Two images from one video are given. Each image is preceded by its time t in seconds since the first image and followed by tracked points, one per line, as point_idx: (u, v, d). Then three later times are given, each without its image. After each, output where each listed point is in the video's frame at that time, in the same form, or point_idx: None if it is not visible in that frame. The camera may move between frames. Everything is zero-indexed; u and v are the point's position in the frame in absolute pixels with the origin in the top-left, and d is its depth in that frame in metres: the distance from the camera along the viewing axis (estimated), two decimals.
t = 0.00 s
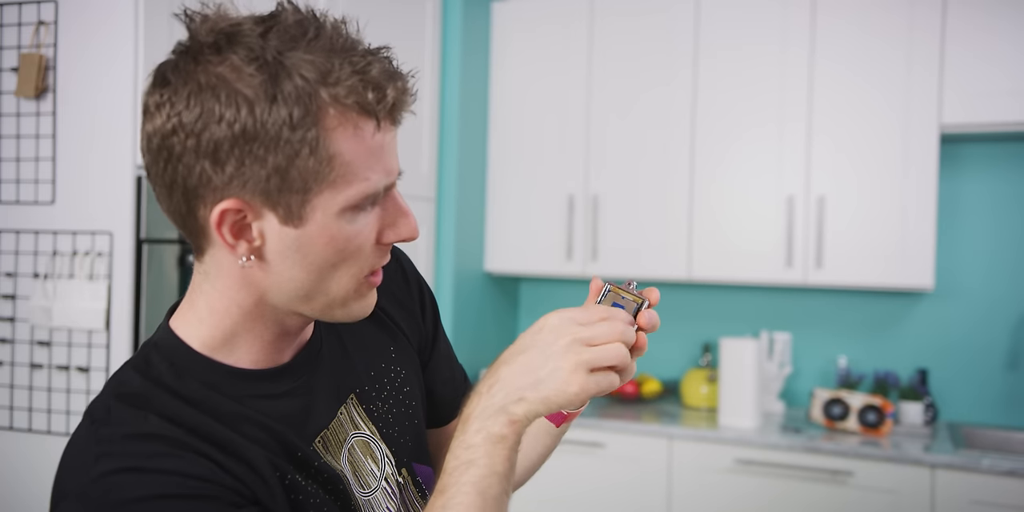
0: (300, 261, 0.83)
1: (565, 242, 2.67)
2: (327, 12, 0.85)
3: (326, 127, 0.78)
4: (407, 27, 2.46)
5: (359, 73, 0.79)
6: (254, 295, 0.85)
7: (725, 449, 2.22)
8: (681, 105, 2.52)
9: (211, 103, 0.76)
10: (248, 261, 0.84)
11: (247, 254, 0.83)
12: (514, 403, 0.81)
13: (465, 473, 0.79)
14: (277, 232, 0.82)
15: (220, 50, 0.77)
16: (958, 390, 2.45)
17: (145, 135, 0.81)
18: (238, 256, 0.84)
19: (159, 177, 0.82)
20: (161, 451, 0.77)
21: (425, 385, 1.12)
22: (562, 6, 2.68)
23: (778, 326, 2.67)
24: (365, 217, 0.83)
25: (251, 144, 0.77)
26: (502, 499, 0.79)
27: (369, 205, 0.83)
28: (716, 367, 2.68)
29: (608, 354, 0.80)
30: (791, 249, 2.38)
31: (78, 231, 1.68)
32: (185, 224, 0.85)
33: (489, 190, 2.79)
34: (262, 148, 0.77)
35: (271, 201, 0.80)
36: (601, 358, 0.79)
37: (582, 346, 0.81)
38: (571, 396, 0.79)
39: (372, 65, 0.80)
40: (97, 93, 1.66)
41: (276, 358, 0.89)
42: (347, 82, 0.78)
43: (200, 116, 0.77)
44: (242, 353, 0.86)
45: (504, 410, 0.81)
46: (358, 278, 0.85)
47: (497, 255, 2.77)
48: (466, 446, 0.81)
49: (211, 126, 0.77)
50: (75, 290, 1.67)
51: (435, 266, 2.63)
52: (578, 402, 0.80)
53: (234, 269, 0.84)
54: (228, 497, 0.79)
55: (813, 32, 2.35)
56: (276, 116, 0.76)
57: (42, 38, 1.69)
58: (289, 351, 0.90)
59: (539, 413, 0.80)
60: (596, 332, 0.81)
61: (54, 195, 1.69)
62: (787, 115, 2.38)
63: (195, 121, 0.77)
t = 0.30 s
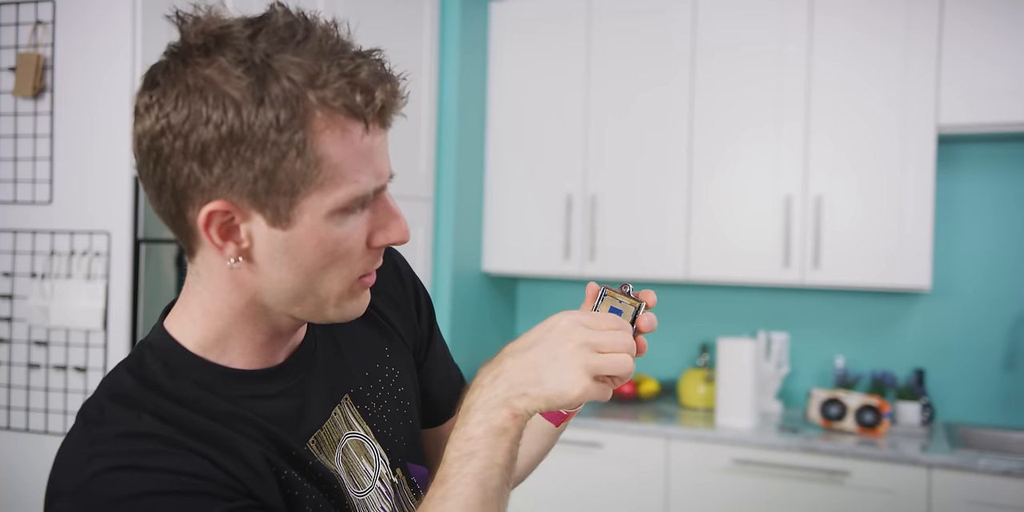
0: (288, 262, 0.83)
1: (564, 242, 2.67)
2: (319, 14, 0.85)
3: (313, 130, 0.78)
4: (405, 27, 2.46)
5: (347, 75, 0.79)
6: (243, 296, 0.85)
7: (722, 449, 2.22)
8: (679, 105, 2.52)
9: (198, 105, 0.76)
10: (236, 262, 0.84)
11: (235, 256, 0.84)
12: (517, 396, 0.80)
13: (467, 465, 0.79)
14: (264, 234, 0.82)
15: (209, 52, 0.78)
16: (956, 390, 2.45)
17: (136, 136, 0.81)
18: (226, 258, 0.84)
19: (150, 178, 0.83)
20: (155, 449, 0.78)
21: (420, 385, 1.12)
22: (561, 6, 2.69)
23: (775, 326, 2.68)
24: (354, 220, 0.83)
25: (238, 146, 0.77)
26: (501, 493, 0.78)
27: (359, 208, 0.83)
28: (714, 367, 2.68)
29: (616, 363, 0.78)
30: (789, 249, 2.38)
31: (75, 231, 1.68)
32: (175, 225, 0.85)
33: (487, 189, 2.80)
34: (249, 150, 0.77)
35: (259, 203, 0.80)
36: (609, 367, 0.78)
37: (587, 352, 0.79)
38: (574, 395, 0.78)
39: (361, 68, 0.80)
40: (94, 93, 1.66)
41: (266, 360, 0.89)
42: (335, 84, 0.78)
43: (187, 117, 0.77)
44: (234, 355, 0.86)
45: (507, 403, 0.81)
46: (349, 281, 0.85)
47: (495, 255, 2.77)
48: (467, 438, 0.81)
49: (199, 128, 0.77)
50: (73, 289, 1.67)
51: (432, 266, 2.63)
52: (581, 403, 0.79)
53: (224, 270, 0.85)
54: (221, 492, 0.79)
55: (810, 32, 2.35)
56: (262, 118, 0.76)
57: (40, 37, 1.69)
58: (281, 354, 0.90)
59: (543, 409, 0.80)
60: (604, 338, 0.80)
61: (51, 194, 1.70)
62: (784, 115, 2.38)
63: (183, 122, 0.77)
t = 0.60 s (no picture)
0: (289, 261, 0.83)
1: (564, 242, 2.67)
2: (314, 14, 0.85)
3: (310, 127, 0.78)
4: (406, 28, 2.46)
5: (343, 72, 0.79)
6: (245, 296, 0.85)
7: (723, 449, 2.22)
8: (680, 105, 2.52)
9: (195, 106, 0.77)
10: (237, 262, 0.84)
11: (236, 256, 0.84)
12: (525, 404, 0.80)
13: (474, 471, 0.79)
14: (264, 233, 0.82)
15: (205, 53, 0.78)
16: (956, 390, 2.45)
17: (134, 139, 0.82)
18: (228, 258, 0.84)
19: (150, 180, 0.83)
20: (159, 450, 0.78)
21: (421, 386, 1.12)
22: (561, 7, 2.69)
23: (776, 326, 2.68)
24: (354, 217, 0.83)
25: (235, 145, 0.77)
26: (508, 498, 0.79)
27: (359, 206, 0.83)
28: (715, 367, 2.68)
29: (621, 368, 0.79)
30: (789, 249, 2.38)
31: (76, 232, 1.68)
32: (176, 226, 0.86)
33: (488, 190, 2.80)
34: (246, 149, 0.78)
35: (258, 202, 0.80)
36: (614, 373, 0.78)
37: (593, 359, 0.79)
38: (582, 402, 0.78)
39: (356, 65, 0.80)
40: (95, 95, 1.66)
41: (269, 361, 0.89)
42: (330, 82, 0.78)
43: (184, 118, 0.77)
44: (237, 354, 0.86)
45: (515, 410, 0.81)
46: (352, 279, 0.85)
47: (496, 256, 2.78)
48: (474, 444, 0.81)
49: (196, 129, 0.77)
50: (74, 290, 1.67)
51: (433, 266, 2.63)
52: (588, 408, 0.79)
53: (225, 271, 0.85)
54: (224, 493, 0.80)
55: (811, 33, 2.35)
56: (258, 117, 0.76)
57: (41, 38, 1.69)
58: (284, 353, 0.90)
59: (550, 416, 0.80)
60: (611, 343, 0.79)
61: (53, 196, 1.70)
62: (785, 115, 2.39)
63: (181, 123, 0.78)
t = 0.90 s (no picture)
0: (295, 258, 0.83)
1: (568, 241, 2.67)
2: (316, 11, 0.85)
3: (314, 123, 0.78)
4: (409, 28, 2.47)
5: (346, 68, 0.79)
6: (252, 293, 0.86)
7: (727, 448, 2.22)
8: (683, 104, 2.52)
9: (199, 103, 0.77)
10: (244, 259, 0.84)
11: (242, 253, 0.84)
12: (532, 406, 0.80)
13: (483, 477, 0.78)
14: (270, 229, 0.82)
15: (209, 50, 0.78)
16: (960, 388, 2.45)
17: (140, 137, 0.82)
18: (234, 255, 0.84)
19: (156, 179, 0.83)
20: (167, 449, 0.78)
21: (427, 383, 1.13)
22: (564, 6, 2.69)
23: (779, 325, 2.68)
24: (360, 213, 0.83)
25: (240, 142, 0.78)
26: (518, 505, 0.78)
27: (364, 201, 0.83)
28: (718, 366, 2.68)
29: (623, 338, 0.79)
30: (792, 248, 2.38)
31: (80, 231, 1.69)
32: (183, 224, 0.86)
33: (491, 190, 2.80)
34: (251, 146, 0.78)
35: (263, 198, 0.80)
36: (615, 343, 0.79)
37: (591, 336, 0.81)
38: (588, 386, 0.79)
39: (359, 61, 0.80)
40: (99, 95, 1.66)
41: (276, 358, 0.89)
42: (334, 77, 0.78)
43: (189, 116, 0.78)
44: (246, 352, 0.87)
45: (523, 414, 0.80)
46: (358, 275, 0.86)
47: (499, 255, 2.78)
48: (484, 451, 0.80)
49: (200, 126, 0.78)
50: (79, 289, 1.67)
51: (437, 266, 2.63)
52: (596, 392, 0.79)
53: (232, 268, 0.85)
54: (233, 493, 0.79)
55: (814, 33, 2.35)
56: (262, 113, 0.76)
57: (46, 38, 1.70)
58: (291, 351, 0.90)
59: (559, 415, 0.80)
60: (607, 321, 0.82)
61: (57, 194, 1.70)
62: (787, 114, 2.38)
63: (186, 121, 0.78)
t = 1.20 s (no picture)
0: (296, 253, 0.83)
1: (569, 237, 2.67)
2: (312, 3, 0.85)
3: (310, 115, 0.78)
4: (410, 24, 2.46)
5: (341, 59, 0.79)
6: (253, 289, 0.86)
7: (729, 444, 2.22)
8: (685, 101, 2.52)
9: (194, 98, 0.77)
10: (244, 255, 0.84)
11: (243, 248, 0.84)
12: (539, 406, 0.80)
13: (489, 477, 0.78)
14: (269, 223, 0.82)
15: (203, 45, 0.78)
16: (962, 384, 2.45)
17: (137, 134, 0.82)
18: (234, 251, 0.85)
19: (154, 175, 0.84)
20: (172, 447, 0.79)
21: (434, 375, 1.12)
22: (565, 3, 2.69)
23: (781, 322, 2.68)
24: (360, 205, 0.83)
25: (235, 136, 0.77)
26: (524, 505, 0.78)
27: (363, 194, 0.83)
28: (720, 362, 2.68)
29: (630, 337, 0.80)
30: (794, 244, 2.38)
31: (82, 227, 1.69)
32: (182, 221, 0.86)
33: (492, 186, 2.80)
34: (247, 140, 0.78)
35: (260, 193, 0.80)
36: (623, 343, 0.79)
37: (599, 334, 0.81)
38: (597, 385, 0.79)
39: (354, 52, 0.80)
40: (100, 92, 1.66)
41: (281, 353, 0.89)
42: (329, 69, 0.78)
43: (184, 111, 0.78)
44: (249, 349, 0.87)
45: (530, 414, 0.80)
46: (359, 268, 0.86)
47: (501, 251, 2.78)
48: (490, 451, 0.81)
49: (196, 121, 0.78)
50: (81, 285, 1.67)
51: (439, 262, 2.64)
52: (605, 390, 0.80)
53: (233, 263, 0.85)
54: (238, 492, 0.80)
55: (816, 30, 2.34)
56: (257, 107, 0.76)
57: (48, 33, 1.70)
58: (295, 346, 0.90)
59: (566, 414, 0.79)
60: (613, 319, 0.82)
61: (59, 190, 1.70)
62: (789, 112, 2.38)
63: (181, 116, 0.78)
